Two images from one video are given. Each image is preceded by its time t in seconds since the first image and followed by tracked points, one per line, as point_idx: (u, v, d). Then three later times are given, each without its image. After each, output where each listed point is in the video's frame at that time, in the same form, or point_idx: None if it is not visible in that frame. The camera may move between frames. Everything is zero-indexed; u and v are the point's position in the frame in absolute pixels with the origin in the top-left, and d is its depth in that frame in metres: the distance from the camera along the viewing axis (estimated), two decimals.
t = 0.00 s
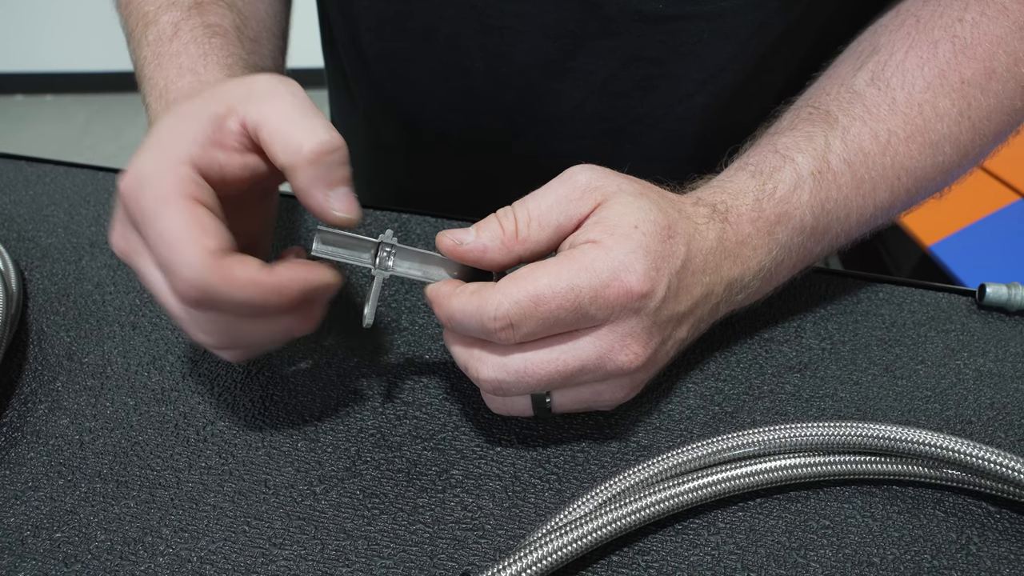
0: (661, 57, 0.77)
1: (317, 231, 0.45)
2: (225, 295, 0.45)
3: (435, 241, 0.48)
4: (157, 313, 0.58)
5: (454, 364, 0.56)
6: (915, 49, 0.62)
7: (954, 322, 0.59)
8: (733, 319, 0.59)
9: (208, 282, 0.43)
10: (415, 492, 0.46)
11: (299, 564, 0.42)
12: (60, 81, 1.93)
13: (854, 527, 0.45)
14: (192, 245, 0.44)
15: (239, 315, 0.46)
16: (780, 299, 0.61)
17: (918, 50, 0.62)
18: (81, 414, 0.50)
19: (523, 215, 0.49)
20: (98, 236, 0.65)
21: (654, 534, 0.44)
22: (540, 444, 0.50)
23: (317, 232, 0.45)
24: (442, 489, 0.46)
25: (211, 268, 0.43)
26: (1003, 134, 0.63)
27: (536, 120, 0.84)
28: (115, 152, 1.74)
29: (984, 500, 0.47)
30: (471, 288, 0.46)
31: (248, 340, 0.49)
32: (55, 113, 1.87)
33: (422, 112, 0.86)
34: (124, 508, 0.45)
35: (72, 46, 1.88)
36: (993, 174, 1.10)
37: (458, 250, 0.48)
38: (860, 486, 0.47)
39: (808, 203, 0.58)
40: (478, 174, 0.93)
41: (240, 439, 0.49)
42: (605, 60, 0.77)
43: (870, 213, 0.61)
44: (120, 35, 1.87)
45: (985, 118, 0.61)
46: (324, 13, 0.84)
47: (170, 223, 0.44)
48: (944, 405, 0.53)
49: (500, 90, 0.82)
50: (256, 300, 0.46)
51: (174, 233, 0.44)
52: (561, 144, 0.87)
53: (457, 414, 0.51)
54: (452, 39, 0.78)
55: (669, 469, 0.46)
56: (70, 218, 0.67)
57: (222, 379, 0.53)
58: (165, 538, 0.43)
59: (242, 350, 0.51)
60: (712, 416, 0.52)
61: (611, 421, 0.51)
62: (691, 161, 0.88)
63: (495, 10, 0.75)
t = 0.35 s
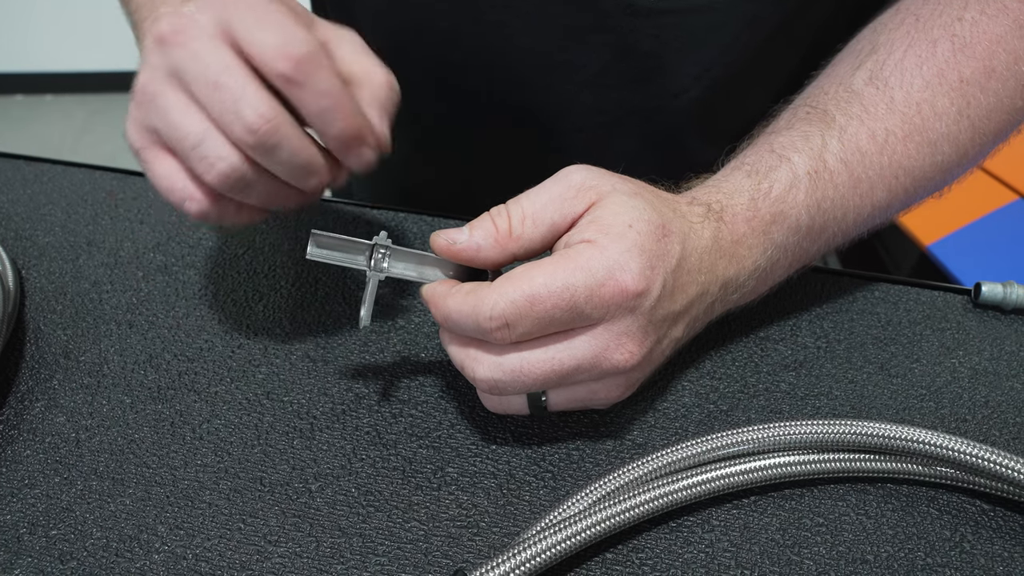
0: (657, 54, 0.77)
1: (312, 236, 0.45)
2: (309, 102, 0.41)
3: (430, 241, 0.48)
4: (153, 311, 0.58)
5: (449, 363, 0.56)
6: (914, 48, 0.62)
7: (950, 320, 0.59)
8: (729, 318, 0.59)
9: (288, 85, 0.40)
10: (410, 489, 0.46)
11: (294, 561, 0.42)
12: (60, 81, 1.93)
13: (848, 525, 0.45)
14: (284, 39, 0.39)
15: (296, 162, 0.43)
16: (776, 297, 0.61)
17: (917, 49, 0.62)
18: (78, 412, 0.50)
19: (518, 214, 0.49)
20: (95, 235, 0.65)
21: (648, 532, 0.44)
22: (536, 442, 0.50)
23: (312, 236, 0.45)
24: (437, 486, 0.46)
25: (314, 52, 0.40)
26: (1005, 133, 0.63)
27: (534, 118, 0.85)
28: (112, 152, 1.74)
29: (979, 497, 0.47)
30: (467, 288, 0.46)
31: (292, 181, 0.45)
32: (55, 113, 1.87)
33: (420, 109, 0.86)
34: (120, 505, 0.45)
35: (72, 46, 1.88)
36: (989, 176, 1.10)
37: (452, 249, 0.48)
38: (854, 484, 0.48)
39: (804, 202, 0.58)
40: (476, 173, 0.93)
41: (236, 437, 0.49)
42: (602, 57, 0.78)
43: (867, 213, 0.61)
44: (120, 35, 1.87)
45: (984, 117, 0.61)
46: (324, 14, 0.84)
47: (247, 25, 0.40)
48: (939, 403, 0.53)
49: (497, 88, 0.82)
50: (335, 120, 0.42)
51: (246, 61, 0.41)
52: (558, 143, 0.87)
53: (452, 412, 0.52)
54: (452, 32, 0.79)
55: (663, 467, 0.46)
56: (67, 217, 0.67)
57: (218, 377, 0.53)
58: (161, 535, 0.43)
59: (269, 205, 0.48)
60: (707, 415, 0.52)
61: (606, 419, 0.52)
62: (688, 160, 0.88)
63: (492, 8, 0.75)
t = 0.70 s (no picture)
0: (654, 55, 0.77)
1: (313, 232, 0.45)
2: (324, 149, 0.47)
3: (429, 239, 0.48)
4: (152, 309, 0.58)
5: (448, 361, 0.56)
6: (911, 49, 0.62)
7: (948, 320, 0.59)
8: (727, 317, 0.59)
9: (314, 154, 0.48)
10: (407, 487, 0.46)
11: (291, 558, 0.42)
12: (61, 80, 1.93)
13: (845, 523, 0.45)
14: (308, 97, 0.47)
15: (308, 206, 0.50)
16: (774, 297, 0.61)
17: (914, 51, 0.62)
18: (76, 409, 0.50)
19: (517, 212, 0.49)
20: (95, 233, 0.65)
21: (645, 530, 0.44)
22: (534, 441, 0.50)
23: (313, 233, 0.45)
24: (434, 484, 0.46)
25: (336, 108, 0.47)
26: (1002, 134, 0.63)
27: (532, 118, 0.85)
28: (111, 151, 1.75)
29: (975, 497, 0.47)
30: (466, 285, 0.47)
31: (301, 222, 0.52)
32: (56, 111, 1.88)
33: (418, 108, 0.86)
34: (117, 503, 0.45)
35: (73, 45, 1.89)
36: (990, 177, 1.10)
37: (452, 247, 0.48)
38: (851, 483, 0.48)
39: (802, 202, 0.58)
40: (475, 172, 0.93)
41: (235, 435, 0.49)
42: (599, 57, 0.78)
43: (864, 214, 0.61)
44: (120, 34, 1.88)
45: (981, 119, 0.61)
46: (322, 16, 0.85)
47: (280, 86, 0.48)
48: (936, 403, 0.53)
49: (495, 86, 0.82)
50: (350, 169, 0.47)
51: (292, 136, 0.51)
52: (557, 142, 0.87)
53: (450, 411, 0.52)
54: (446, 35, 0.79)
55: (660, 465, 0.46)
56: (67, 215, 0.67)
57: (217, 375, 0.53)
58: (158, 533, 0.43)
59: (277, 238, 0.55)
60: (704, 413, 0.52)
61: (604, 418, 0.52)
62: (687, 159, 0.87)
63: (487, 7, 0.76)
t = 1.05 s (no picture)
0: (652, 55, 0.77)
1: (313, 233, 0.45)
2: (309, 159, 0.47)
3: (430, 238, 0.48)
4: (152, 308, 0.58)
5: (447, 360, 0.56)
6: (910, 49, 0.62)
7: (946, 320, 0.59)
8: (725, 316, 0.59)
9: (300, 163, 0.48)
10: (406, 486, 0.46)
11: (289, 557, 0.42)
12: (61, 80, 1.93)
13: (843, 523, 0.45)
14: (292, 109, 0.48)
15: (295, 215, 0.51)
16: (773, 296, 0.61)
17: (914, 51, 0.62)
18: (76, 408, 0.50)
19: (517, 211, 0.49)
20: (94, 232, 0.65)
21: (643, 530, 0.44)
22: (532, 440, 0.50)
23: (313, 233, 0.45)
24: (433, 484, 0.46)
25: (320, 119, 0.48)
26: (1001, 133, 0.64)
27: (531, 118, 0.85)
28: (111, 151, 1.75)
29: (973, 496, 0.47)
30: (466, 284, 0.46)
31: (289, 231, 0.52)
32: (56, 110, 1.88)
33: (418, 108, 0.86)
34: (116, 502, 0.45)
35: (73, 45, 1.89)
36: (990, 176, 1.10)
37: (452, 247, 0.48)
38: (849, 482, 0.48)
39: (801, 202, 0.58)
40: (475, 172, 0.93)
41: (233, 434, 0.49)
42: (599, 57, 0.78)
43: (863, 213, 0.61)
44: (120, 34, 1.88)
45: (980, 118, 0.61)
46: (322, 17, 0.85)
47: (264, 97, 0.49)
48: (935, 403, 0.53)
49: (494, 87, 0.82)
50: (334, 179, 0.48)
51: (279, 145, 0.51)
52: (557, 142, 0.87)
53: (449, 410, 0.52)
54: (446, 35, 0.79)
55: (659, 464, 0.46)
56: (67, 215, 0.67)
57: (216, 374, 0.53)
58: (157, 531, 0.43)
59: (265, 246, 0.55)
60: (703, 413, 0.52)
61: (603, 417, 0.52)
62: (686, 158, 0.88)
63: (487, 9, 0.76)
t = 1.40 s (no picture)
0: (652, 54, 0.77)
1: (309, 236, 0.44)
2: (282, 212, 0.48)
3: (428, 237, 0.48)
4: (149, 307, 0.58)
5: (445, 360, 0.56)
6: (909, 48, 0.62)
7: (946, 319, 0.59)
8: (724, 316, 0.59)
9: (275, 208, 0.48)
10: (403, 485, 0.46)
11: (286, 556, 0.42)
12: (61, 80, 1.93)
13: (842, 522, 0.45)
14: (265, 159, 0.48)
15: (272, 262, 0.51)
16: (771, 296, 0.61)
17: (913, 49, 0.62)
18: (73, 407, 0.50)
19: (515, 209, 0.49)
20: (92, 231, 0.65)
21: (641, 528, 0.44)
22: (530, 439, 0.50)
23: (309, 236, 0.44)
24: (431, 482, 0.46)
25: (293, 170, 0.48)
26: (1000, 132, 0.63)
27: (530, 117, 0.85)
28: (110, 150, 1.75)
29: (973, 495, 0.47)
30: (464, 283, 0.46)
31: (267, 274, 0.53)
32: (56, 110, 1.88)
33: (417, 108, 0.86)
34: (113, 500, 0.45)
35: (73, 45, 1.89)
36: (989, 176, 1.10)
37: (450, 245, 0.48)
38: (848, 481, 0.48)
39: (800, 201, 0.58)
40: (474, 171, 0.93)
41: (231, 432, 0.49)
42: (598, 56, 0.78)
43: (862, 212, 0.61)
44: (120, 34, 1.88)
45: (979, 117, 0.61)
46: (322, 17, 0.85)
47: (235, 146, 0.48)
48: (934, 402, 0.53)
49: (493, 86, 0.82)
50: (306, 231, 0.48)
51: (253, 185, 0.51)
52: (556, 141, 0.87)
53: (447, 409, 0.52)
54: (445, 35, 0.79)
55: (657, 463, 0.46)
56: (65, 213, 0.67)
57: (213, 373, 0.53)
58: (154, 530, 0.43)
59: (245, 288, 0.56)
60: (701, 412, 0.52)
61: (601, 416, 0.52)
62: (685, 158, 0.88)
63: (487, 9, 0.76)
